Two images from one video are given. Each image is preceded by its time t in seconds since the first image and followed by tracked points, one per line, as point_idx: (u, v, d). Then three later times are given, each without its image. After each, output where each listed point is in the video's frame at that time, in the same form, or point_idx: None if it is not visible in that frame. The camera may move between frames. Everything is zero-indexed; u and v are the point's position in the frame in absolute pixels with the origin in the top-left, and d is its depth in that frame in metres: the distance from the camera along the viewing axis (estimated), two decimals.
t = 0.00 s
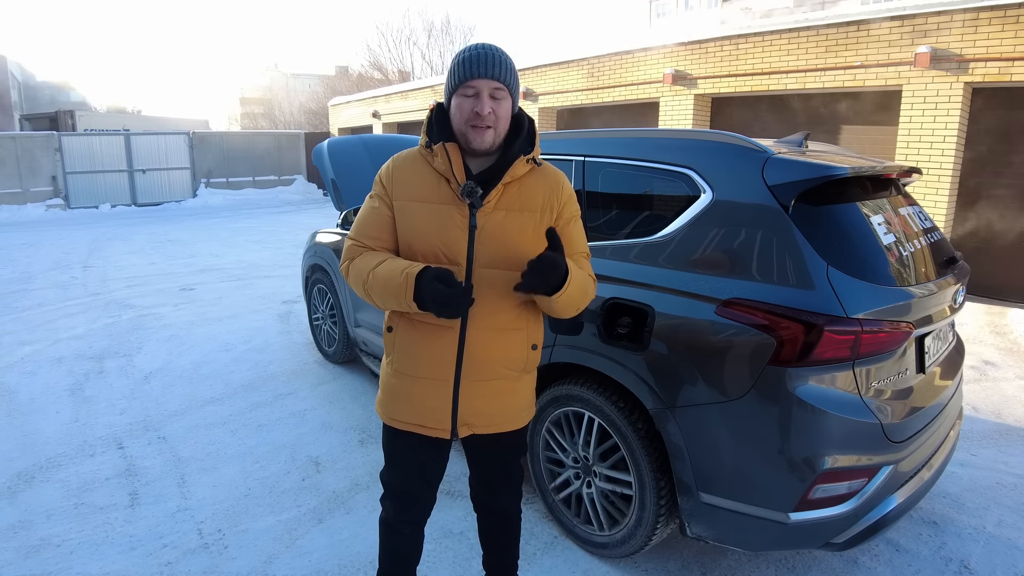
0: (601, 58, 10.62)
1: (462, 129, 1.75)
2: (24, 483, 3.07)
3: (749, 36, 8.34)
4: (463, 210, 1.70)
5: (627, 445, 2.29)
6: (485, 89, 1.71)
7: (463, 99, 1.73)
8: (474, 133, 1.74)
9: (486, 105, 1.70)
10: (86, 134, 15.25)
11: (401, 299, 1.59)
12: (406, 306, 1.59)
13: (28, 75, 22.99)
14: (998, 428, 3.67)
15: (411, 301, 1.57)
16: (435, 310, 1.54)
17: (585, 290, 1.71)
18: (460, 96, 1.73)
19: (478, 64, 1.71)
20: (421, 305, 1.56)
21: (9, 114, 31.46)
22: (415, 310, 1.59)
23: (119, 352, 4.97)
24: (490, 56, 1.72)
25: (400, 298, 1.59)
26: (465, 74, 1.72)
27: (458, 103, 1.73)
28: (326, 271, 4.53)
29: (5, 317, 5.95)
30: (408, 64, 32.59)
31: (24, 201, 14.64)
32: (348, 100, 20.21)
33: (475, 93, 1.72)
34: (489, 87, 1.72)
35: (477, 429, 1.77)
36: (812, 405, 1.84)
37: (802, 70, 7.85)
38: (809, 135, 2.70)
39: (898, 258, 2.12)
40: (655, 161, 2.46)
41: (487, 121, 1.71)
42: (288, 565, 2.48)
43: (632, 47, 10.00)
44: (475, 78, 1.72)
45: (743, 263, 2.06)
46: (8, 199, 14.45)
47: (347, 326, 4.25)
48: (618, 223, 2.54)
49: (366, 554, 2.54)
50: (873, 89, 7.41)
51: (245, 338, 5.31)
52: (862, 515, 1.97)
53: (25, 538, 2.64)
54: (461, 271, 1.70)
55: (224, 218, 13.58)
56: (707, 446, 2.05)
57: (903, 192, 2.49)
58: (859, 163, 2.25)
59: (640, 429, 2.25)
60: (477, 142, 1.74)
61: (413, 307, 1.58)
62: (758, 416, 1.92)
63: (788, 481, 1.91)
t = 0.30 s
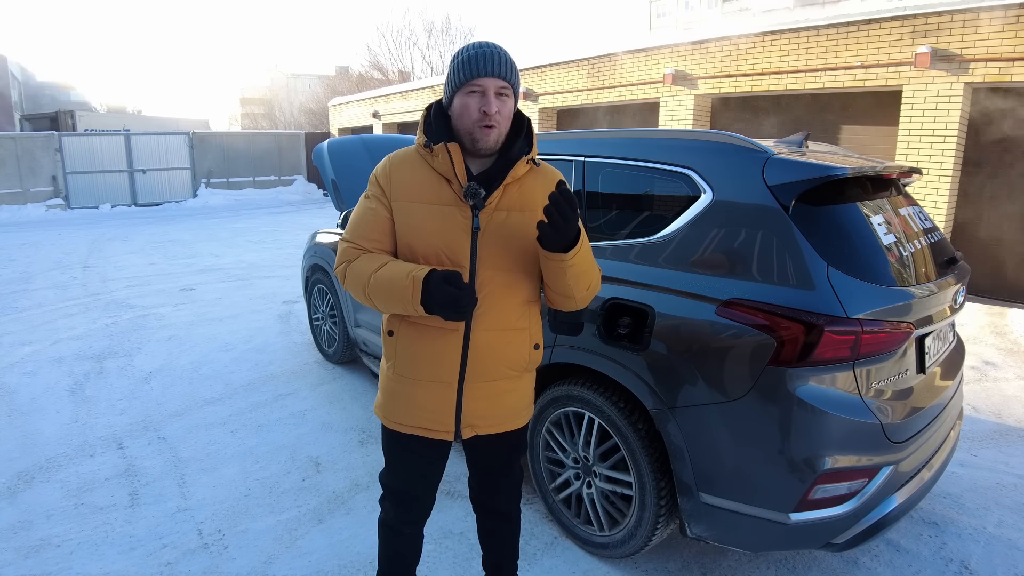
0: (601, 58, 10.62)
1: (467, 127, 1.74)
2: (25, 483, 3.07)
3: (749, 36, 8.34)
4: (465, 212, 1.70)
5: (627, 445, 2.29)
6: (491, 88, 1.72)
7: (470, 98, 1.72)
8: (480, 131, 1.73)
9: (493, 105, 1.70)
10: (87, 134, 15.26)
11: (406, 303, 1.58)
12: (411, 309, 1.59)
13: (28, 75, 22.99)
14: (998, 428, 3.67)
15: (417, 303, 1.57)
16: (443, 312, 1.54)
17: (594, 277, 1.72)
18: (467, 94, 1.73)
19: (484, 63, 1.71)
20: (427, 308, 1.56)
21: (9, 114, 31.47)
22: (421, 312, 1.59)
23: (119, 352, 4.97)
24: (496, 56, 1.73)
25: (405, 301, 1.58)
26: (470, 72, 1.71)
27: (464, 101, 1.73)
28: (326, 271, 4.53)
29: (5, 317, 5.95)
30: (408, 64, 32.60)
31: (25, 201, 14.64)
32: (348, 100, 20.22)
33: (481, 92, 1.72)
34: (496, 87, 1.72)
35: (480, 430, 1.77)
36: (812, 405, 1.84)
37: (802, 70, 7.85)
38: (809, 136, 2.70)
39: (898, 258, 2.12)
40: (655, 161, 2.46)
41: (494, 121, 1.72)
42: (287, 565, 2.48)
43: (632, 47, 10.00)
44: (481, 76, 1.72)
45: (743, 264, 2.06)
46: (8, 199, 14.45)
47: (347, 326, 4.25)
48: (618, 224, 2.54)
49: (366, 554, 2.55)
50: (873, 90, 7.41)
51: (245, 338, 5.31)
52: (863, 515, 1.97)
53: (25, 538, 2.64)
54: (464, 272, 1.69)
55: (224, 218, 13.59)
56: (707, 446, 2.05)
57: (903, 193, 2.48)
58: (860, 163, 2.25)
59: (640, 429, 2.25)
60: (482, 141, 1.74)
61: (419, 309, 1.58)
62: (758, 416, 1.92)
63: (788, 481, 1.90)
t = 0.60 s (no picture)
0: (601, 58, 10.62)
1: (474, 138, 1.73)
2: (25, 483, 3.07)
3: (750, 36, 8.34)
4: (466, 214, 1.69)
5: (627, 445, 2.29)
6: (504, 102, 1.69)
7: (480, 112, 1.69)
8: (488, 145, 1.73)
9: (506, 122, 1.70)
10: (87, 134, 15.26)
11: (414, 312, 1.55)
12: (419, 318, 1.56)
13: (29, 75, 23.00)
14: (998, 428, 3.67)
15: (425, 312, 1.55)
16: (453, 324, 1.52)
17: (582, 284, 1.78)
18: (476, 107, 1.68)
19: (496, 74, 1.65)
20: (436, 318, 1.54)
21: (10, 115, 31.47)
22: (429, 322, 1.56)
23: (119, 352, 4.97)
24: (509, 67, 1.67)
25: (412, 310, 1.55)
26: (482, 86, 1.65)
27: (474, 115, 1.69)
28: (326, 271, 4.53)
29: (6, 317, 5.95)
30: (409, 64, 32.61)
31: (25, 201, 14.64)
32: (348, 100, 20.23)
33: (493, 107, 1.69)
34: (508, 101, 1.69)
35: (484, 430, 1.78)
36: (811, 405, 1.84)
37: (802, 70, 7.85)
38: (809, 136, 2.70)
39: (898, 258, 2.12)
40: (655, 161, 2.46)
41: (504, 136, 1.72)
42: (287, 565, 2.48)
43: (633, 47, 10.01)
44: (494, 92, 1.66)
45: (743, 264, 2.06)
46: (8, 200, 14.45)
47: (347, 326, 4.25)
48: (618, 223, 2.54)
49: (365, 554, 2.55)
50: (873, 90, 7.41)
51: (245, 338, 5.31)
52: (863, 515, 1.97)
53: (25, 538, 2.64)
54: (468, 275, 1.69)
55: (224, 218, 13.60)
56: (707, 446, 2.05)
57: (903, 192, 2.48)
58: (860, 163, 2.25)
59: (640, 429, 2.25)
60: (489, 155, 1.75)
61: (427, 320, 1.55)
62: (758, 416, 1.92)
63: (788, 481, 1.90)
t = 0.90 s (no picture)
0: (601, 58, 10.63)
1: (467, 152, 1.70)
2: (25, 483, 3.07)
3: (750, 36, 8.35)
4: (459, 219, 1.69)
5: (627, 445, 2.30)
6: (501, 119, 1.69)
7: (480, 129, 1.66)
8: (481, 159, 1.73)
9: (501, 137, 1.72)
10: (87, 135, 15.27)
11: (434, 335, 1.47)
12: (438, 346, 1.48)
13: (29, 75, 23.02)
14: (998, 428, 3.67)
15: (442, 351, 1.48)
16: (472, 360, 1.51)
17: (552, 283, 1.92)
18: (476, 125, 1.65)
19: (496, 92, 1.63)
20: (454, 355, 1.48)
21: (11, 115, 31.50)
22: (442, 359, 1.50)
23: (119, 352, 4.98)
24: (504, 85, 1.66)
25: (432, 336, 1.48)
26: (486, 105, 1.62)
27: (474, 132, 1.66)
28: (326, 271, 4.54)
29: (6, 317, 5.96)
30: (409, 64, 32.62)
31: (25, 201, 14.66)
32: (348, 100, 20.25)
33: (491, 125, 1.68)
34: (503, 116, 1.70)
35: (479, 429, 1.81)
36: (811, 405, 1.84)
37: (802, 70, 7.86)
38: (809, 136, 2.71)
39: (898, 258, 2.12)
40: (655, 161, 2.46)
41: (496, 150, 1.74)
42: (288, 565, 2.49)
43: (633, 47, 10.01)
44: (496, 111, 1.65)
45: (743, 264, 2.06)
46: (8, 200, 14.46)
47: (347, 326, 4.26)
48: (618, 224, 2.54)
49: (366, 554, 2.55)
50: (873, 90, 7.41)
51: (246, 338, 5.32)
52: (862, 515, 1.97)
53: (25, 538, 2.64)
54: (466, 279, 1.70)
55: (224, 219, 13.61)
56: (707, 446, 2.05)
57: (903, 193, 2.49)
58: (860, 163, 2.25)
59: (640, 429, 2.26)
60: (477, 168, 1.76)
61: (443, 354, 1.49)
62: (758, 416, 1.93)
63: (788, 481, 1.91)
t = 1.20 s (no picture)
0: (601, 59, 10.64)
1: (447, 161, 1.75)
2: (26, 483, 3.07)
3: (750, 37, 8.36)
4: (437, 225, 1.76)
5: (627, 445, 2.30)
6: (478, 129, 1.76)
7: (462, 140, 1.72)
8: (455, 167, 1.79)
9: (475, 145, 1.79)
10: (87, 135, 15.28)
11: (389, 447, 1.50)
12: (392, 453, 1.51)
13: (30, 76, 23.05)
14: (999, 428, 3.67)
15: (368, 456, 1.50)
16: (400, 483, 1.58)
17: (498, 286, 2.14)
18: (461, 136, 1.70)
19: (482, 107, 1.69)
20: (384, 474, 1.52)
21: (12, 115, 31.53)
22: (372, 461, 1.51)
23: (120, 352, 4.98)
24: (484, 97, 1.72)
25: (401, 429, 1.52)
26: (474, 120, 1.69)
27: (458, 143, 1.71)
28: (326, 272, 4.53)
29: (7, 317, 5.96)
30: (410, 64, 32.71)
31: (26, 201, 14.66)
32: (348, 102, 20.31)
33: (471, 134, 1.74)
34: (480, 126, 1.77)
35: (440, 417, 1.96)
36: (811, 405, 1.84)
37: (802, 71, 7.86)
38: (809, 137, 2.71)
39: (897, 259, 2.12)
40: (655, 161, 2.47)
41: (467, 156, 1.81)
42: (288, 565, 2.49)
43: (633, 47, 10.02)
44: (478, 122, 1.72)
45: (743, 264, 2.07)
46: (8, 200, 14.47)
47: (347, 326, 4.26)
48: (618, 224, 2.54)
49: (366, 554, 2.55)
50: (873, 90, 7.42)
51: (246, 338, 5.32)
52: (862, 515, 1.97)
53: (26, 538, 2.64)
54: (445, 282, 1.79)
55: (224, 219, 13.61)
56: (706, 445, 2.05)
57: (903, 193, 2.49)
58: (860, 164, 2.26)
59: (640, 429, 2.26)
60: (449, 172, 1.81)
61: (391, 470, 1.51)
62: (758, 416, 1.93)
63: (788, 481, 1.91)
